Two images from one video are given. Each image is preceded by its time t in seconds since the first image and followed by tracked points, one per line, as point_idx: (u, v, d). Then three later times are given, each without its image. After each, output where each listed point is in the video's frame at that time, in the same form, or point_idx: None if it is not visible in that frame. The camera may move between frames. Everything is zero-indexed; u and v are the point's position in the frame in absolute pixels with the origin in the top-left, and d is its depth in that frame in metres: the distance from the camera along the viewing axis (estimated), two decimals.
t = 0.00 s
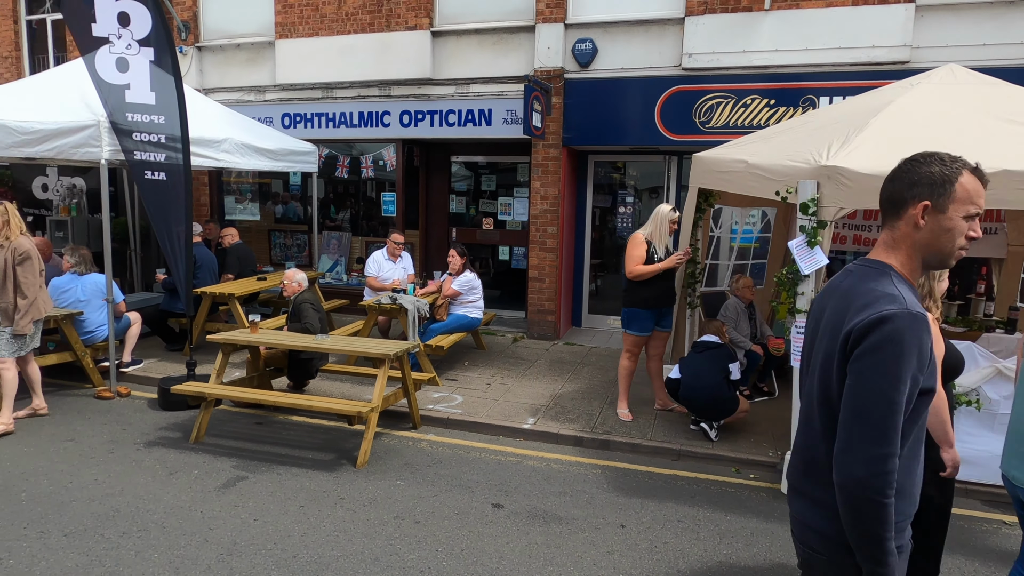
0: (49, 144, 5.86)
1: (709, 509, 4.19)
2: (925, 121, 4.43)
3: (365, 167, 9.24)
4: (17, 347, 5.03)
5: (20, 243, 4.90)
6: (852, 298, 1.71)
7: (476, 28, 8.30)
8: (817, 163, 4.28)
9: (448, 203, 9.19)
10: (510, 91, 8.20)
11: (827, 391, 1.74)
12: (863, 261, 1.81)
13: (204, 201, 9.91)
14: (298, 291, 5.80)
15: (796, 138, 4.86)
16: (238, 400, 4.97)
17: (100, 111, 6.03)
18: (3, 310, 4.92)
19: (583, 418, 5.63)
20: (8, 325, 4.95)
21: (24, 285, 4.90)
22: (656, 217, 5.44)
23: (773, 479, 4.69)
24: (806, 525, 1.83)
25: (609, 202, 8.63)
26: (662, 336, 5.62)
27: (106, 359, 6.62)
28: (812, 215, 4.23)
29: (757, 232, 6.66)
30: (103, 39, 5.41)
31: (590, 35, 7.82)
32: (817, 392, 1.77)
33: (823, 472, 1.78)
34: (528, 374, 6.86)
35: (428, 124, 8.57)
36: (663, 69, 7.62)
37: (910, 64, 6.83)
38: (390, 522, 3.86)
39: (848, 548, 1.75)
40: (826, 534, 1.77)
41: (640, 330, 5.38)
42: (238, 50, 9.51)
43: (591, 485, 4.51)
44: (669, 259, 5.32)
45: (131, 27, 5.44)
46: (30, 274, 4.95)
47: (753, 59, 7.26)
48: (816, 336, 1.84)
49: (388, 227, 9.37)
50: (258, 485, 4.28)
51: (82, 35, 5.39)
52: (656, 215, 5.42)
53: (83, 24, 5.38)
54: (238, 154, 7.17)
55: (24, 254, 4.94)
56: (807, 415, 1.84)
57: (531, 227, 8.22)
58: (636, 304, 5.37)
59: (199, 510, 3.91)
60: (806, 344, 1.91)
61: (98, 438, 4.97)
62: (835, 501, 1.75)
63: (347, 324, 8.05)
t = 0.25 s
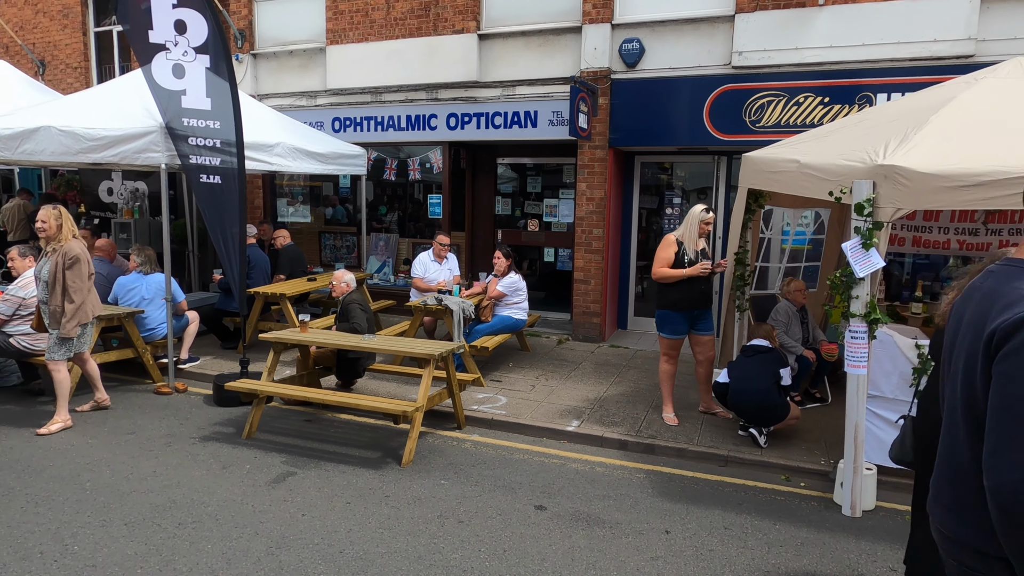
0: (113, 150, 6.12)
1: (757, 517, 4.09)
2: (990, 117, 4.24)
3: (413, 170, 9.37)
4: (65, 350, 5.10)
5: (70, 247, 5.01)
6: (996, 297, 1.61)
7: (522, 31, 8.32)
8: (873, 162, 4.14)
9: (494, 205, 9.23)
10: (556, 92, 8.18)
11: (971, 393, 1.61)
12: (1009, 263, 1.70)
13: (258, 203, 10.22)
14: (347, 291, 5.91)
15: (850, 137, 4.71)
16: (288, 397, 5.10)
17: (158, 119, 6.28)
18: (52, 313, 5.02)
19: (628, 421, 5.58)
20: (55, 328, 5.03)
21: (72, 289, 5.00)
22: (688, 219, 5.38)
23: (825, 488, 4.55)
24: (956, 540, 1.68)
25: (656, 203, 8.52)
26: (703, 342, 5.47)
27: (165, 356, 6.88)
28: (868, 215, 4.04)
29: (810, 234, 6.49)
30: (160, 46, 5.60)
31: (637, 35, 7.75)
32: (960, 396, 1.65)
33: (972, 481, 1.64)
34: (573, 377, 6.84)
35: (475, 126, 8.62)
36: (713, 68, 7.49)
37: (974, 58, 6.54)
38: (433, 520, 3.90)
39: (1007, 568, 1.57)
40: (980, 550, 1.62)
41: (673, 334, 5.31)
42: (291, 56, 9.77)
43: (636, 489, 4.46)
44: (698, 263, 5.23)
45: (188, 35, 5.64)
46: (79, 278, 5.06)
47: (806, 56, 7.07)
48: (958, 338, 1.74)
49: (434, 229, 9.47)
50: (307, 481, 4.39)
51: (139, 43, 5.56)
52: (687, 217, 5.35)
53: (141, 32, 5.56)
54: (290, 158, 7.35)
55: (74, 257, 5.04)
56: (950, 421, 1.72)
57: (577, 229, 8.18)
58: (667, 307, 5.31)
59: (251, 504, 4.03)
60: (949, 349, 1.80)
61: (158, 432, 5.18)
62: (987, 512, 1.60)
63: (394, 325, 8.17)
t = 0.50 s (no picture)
0: (160, 154, 6.33)
1: (796, 524, 4.01)
2: None
3: (449, 172, 9.44)
4: (105, 349, 5.21)
5: (110, 246, 5.11)
6: None
7: (559, 32, 8.31)
8: (919, 161, 4.02)
9: (530, 206, 9.24)
10: (592, 93, 8.15)
11: None
12: None
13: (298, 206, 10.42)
14: (383, 292, 5.98)
15: (895, 135, 4.58)
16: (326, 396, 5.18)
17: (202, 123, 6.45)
18: (91, 310, 5.16)
19: (664, 425, 5.52)
20: (94, 325, 5.17)
21: (111, 287, 5.11)
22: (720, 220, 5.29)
23: (868, 497, 4.43)
24: None
25: (694, 204, 8.41)
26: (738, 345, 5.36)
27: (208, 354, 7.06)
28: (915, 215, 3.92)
29: (854, 235, 6.35)
30: (203, 52, 5.77)
31: (675, 34, 7.67)
32: None
33: None
34: (608, 379, 6.79)
35: (511, 128, 8.65)
36: (752, 67, 7.36)
37: None
38: (467, 520, 3.91)
39: None
40: None
41: (705, 336, 5.23)
42: (330, 61, 9.95)
43: (671, 493, 4.41)
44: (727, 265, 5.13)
45: (230, 41, 5.78)
46: (117, 276, 5.16)
47: (850, 53, 6.90)
48: None
49: (470, 230, 9.52)
50: (344, 479, 4.45)
51: (184, 49, 5.77)
52: (720, 217, 5.27)
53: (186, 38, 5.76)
54: (329, 161, 7.48)
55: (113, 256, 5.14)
56: None
57: (613, 230, 8.13)
58: (701, 309, 5.25)
59: (289, 500, 4.10)
60: None
61: (201, 428, 5.32)
62: None
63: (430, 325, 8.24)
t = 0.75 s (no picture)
0: (202, 159, 6.49)
1: (834, 535, 3.91)
2: None
3: (482, 175, 9.48)
4: (147, 350, 5.36)
5: (149, 248, 5.23)
6: None
7: (593, 35, 8.30)
8: (966, 162, 3.90)
9: (563, 210, 9.22)
10: (626, 96, 8.11)
11: None
12: None
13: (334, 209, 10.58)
14: (417, 294, 6.03)
15: (941, 137, 4.45)
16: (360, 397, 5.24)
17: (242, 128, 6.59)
18: (131, 313, 5.22)
19: (698, 431, 5.44)
20: (134, 328, 5.23)
21: (150, 289, 5.24)
22: (759, 223, 5.19)
23: (911, 508, 4.30)
24: None
25: (730, 208, 8.30)
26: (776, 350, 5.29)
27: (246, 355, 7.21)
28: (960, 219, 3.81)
29: (898, 239, 6.20)
30: (244, 57, 5.85)
31: (711, 36, 7.59)
32: None
33: None
34: (641, 384, 6.73)
35: (544, 131, 8.66)
36: (791, 67, 7.24)
37: None
38: (499, 523, 3.92)
39: None
40: None
41: (745, 342, 5.15)
42: (367, 67, 10.10)
43: (706, 500, 4.35)
44: (768, 270, 5.04)
45: (270, 47, 5.88)
46: (155, 278, 5.29)
47: (893, 53, 6.74)
48: None
49: (503, 233, 9.54)
50: (377, 479, 4.50)
51: (223, 54, 5.80)
52: (759, 220, 5.17)
53: (226, 43, 5.81)
54: (365, 165, 7.59)
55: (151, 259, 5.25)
56: None
57: (647, 234, 8.07)
58: (739, 314, 5.17)
59: (323, 499, 4.16)
60: None
61: (239, 427, 5.43)
62: None
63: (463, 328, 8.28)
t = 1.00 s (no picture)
0: (235, 158, 6.61)
1: (865, 545, 3.83)
2: None
3: (511, 176, 9.49)
4: (175, 345, 5.48)
5: (174, 246, 5.33)
6: None
7: (624, 36, 8.25)
8: (1009, 166, 3.79)
9: (591, 211, 9.18)
10: (657, 97, 8.05)
11: None
12: None
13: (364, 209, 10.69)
14: (445, 294, 6.07)
15: (982, 139, 4.33)
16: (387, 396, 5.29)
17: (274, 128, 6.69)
18: (160, 310, 5.32)
19: (725, 436, 5.38)
20: (164, 325, 5.35)
21: (178, 287, 5.34)
22: (797, 226, 5.10)
23: (946, 520, 4.19)
24: None
25: (761, 210, 8.18)
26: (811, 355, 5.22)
27: (276, 351, 7.32)
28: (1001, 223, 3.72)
29: (937, 244, 6.05)
30: (277, 57, 5.90)
31: (744, 36, 7.50)
32: None
33: None
34: (669, 387, 6.67)
35: (573, 132, 8.63)
36: (826, 68, 7.11)
37: None
38: (523, 524, 3.92)
39: None
40: None
41: (784, 347, 5.06)
42: (398, 67, 10.18)
43: (733, 507, 4.29)
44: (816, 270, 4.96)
45: (303, 47, 5.95)
46: (182, 276, 5.39)
47: (932, 53, 6.58)
48: None
49: (531, 234, 9.54)
50: (402, 477, 4.53)
51: (256, 52, 5.82)
52: (797, 222, 5.07)
53: (260, 41, 5.84)
54: (395, 165, 7.65)
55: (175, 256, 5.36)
56: None
57: (676, 236, 8.00)
58: (777, 318, 5.07)
59: (350, 496, 4.21)
60: None
61: (268, 423, 5.52)
62: None
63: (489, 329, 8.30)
